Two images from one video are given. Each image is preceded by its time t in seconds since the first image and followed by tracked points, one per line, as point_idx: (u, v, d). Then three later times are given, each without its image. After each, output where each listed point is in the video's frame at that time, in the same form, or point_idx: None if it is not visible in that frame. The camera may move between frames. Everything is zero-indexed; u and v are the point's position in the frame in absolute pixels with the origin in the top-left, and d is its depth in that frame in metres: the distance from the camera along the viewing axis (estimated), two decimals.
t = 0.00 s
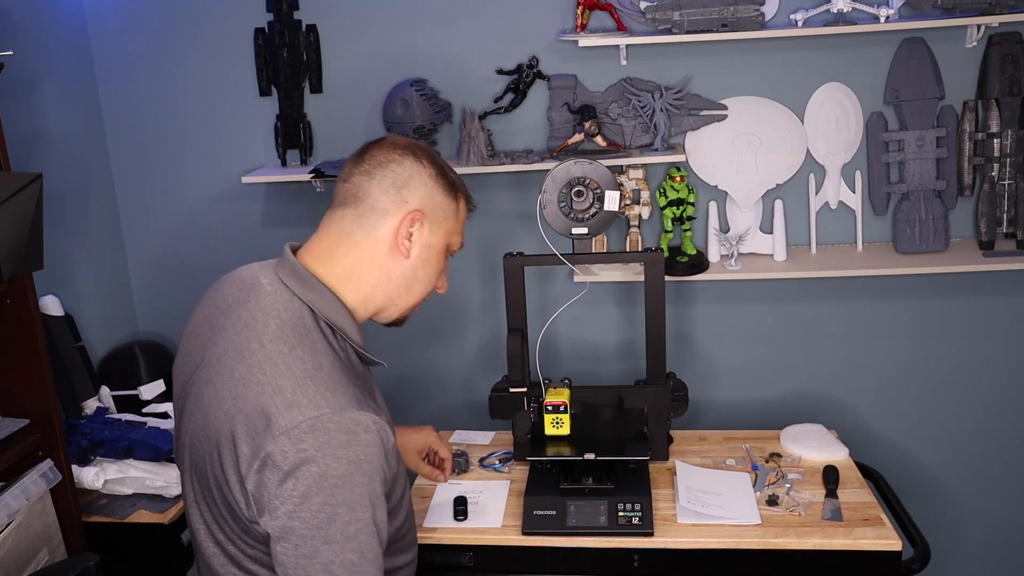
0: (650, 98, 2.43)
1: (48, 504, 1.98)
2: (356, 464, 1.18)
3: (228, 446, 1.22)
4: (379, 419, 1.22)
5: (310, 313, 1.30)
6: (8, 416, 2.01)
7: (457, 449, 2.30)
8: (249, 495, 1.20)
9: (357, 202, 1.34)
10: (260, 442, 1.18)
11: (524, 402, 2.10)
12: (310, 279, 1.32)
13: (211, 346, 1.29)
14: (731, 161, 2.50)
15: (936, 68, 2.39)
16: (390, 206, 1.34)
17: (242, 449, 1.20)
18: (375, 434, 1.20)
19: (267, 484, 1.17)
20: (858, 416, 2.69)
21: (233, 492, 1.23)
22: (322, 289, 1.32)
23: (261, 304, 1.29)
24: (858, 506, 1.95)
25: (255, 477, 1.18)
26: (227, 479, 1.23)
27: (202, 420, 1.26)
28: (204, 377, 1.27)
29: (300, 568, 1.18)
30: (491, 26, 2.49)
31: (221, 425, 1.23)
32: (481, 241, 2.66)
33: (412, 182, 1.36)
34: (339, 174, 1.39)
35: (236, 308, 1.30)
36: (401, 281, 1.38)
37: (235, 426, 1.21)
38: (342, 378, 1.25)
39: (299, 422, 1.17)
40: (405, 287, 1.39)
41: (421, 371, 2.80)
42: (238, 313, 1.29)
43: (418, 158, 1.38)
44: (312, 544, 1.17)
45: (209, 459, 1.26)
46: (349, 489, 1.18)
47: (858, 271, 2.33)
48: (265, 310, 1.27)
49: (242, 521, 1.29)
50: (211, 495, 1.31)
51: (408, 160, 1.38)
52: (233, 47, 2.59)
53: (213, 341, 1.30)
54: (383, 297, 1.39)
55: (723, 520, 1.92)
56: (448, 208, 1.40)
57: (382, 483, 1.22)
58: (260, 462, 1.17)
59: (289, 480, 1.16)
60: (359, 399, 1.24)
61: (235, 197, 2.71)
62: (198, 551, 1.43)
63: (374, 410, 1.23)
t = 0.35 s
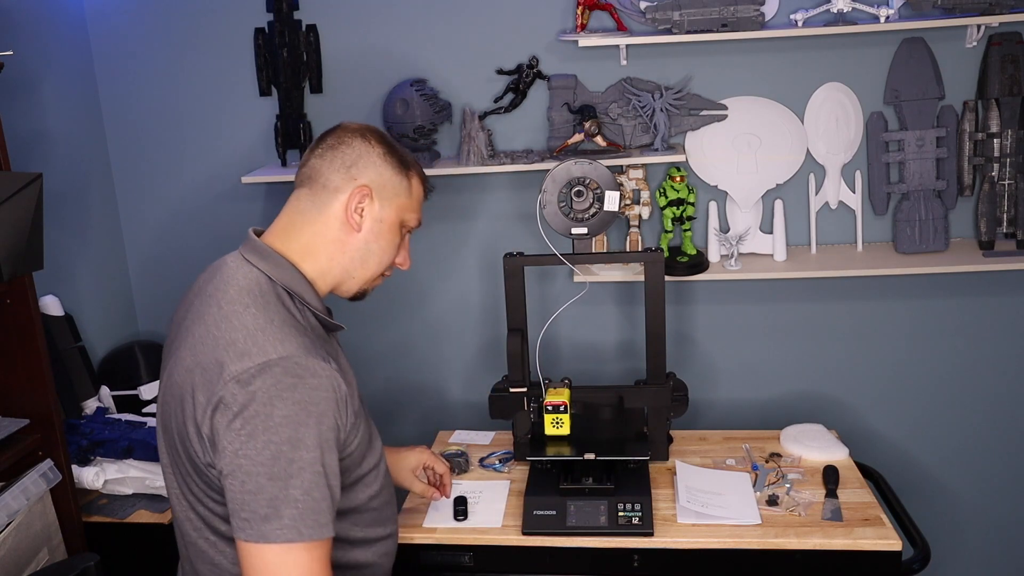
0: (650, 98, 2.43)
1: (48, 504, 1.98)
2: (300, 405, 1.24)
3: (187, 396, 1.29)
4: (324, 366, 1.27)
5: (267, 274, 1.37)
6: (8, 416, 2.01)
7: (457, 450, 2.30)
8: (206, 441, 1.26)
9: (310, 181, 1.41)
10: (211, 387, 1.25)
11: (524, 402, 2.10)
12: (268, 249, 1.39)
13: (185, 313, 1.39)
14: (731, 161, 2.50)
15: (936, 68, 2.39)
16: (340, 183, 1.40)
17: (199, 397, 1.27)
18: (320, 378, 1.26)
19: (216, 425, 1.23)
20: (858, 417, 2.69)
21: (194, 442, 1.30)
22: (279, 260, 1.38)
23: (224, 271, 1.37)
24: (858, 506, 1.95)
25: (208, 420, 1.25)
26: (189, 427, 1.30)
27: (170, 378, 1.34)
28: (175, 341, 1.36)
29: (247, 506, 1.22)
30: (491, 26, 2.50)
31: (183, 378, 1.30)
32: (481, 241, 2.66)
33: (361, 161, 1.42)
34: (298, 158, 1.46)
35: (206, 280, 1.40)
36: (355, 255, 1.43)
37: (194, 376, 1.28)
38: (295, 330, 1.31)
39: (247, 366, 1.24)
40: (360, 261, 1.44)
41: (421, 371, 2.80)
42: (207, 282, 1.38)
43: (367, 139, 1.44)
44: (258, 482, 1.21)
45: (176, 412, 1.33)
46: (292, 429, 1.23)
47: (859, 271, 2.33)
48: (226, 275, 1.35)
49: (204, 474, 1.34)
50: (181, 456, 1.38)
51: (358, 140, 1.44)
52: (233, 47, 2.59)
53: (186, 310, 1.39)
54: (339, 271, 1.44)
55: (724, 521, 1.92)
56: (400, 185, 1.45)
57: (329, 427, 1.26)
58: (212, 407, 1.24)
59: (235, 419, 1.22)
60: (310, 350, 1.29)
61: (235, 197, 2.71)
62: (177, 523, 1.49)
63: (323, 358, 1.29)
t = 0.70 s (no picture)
0: (651, 98, 2.43)
1: (48, 504, 1.98)
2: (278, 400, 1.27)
3: (170, 387, 1.32)
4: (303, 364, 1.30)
5: (253, 270, 1.39)
6: (8, 416, 2.01)
7: (457, 449, 2.30)
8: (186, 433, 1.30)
9: (303, 184, 1.44)
10: (192, 380, 1.28)
11: (523, 402, 2.10)
12: (257, 248, 1.41)
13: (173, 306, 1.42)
14: (731, 161, 2.50)
15: (936, 68, 2.39)
16: (332, 186, 1.42)
17: (179, 390, 1.30)
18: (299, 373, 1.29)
19: (196, 419, 1.26)
20: (858, 417, 2.69)
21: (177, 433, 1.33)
22: (269, 260, 1.40)
23: (210, 267, 1.40)
24: (858, 506, 1.95)
25: (188, 412, 1.28)
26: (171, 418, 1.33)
27: (156, 369, 1.37)
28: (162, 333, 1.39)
29: (228, 499, 1.26)
30: (491, 26, 2.49)
31: (167, 371, 1.33)
32: (481, 241, 2.66)
33: (354, 165, 1.44)
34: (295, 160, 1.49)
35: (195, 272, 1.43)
36: (344, 257, 1.46)
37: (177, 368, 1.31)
38: (278, 326, 1.34)
39: (227, 362, 1.27)
40: (349, 263, 1.46)
41: (421, 371, 2.80)
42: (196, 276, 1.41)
43: (361, 144, 1.46)
44: (236, 474, 1.25)
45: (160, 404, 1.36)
46: (269, 423, 1.26)
47: (859, 271, 2.33)
48: (212, 271, 1.38)
49: (186, 466, 1.38)
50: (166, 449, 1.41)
51: (352, 145, 1.46)
52: (233, 47, 2.59)
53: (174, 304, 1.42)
54: (328, 273, 1.46)
55: (724, 521, 1.92)
56: (392, 190, 1.47)
57: (307, 421, 1.30)
58: (192, 400, 1.27)
59: (213, 412, 1.25)
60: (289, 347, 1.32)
61: (235, 197, 2.71)
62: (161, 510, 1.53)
63: (303, 353, 1.32)
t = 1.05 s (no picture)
0: (650, 98, 2.43)
1: (48, 504, 1.98)
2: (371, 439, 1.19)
3: (236, 427, 1.22)
4: (389, 395, 1.23)
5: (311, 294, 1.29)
6: (8, 417, 2.01)
7: (457, 449, 2.30)
8: (264, 477, 1.20)
9: (351, 196, 1.33)
10: (273, 422, 1.19)
11: (524, 402, 2.10)
12: (309, 265, 1.30)
13: (211, 331, 1.28)
14: (731, 161, 2.50)
15: (936, 68, 2.39)
16: (384, 199, 1.32)
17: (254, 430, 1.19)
18: (388, 409, 1.21)
19: (284, 463, 1.17)
20: (858, 417, 2.69)
21: (246, 475, 1.23)
22: (321, 278, 1.30)
23: (260, 290, 1.27)
24: (858, 505, 1.95)
25: (269, 456, 1.18)
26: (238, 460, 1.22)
27: (208, 406, 1.24)
28: (207, 362, 1.26)
29: (328, 545, 1.19)
30: (491, 25, 2.49)
31: (228, 408, 1.22)
32: (481, 241, 2.66)
33: (406, 177, 1.34)
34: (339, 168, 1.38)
35: (235, 292, 1.29)
36: (393, 275, 1.35)
37: (247, 407, 1.20)
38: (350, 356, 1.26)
39: (313, 401, 1.18)
40: (398, 281, 1.36)
41: (421, 370, 2.80)
42: (238, 297, 1.28)
43: (411, 154, 1.36)
44: (335, 519, 1.18)
45: (217, 443, 1.25)
46: (368, 466, 1.18)
47: (858, 271, 2.33)
48: (267, 297, 1.26)
49: (251, 506, 1.28)
50: (219, 486, 1.30)
51: (404, 155, 1.36)
52: (233, 47, 2.59)
53: (213, 329, 1.28)
54: (376, 290, 1.36)
55: (723, 521, 1.92)
56: (443, 205, 1.38)
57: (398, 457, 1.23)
58: (277, 444, 1.18)
59: (303, 455, 1.17)
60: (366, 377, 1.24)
61: (235, 197, 2.72)
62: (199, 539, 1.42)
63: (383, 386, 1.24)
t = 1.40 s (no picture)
0: (650, 98, 2.43)
1: (48, 504, 1.98)
2: (451, 466, 1.17)
3: (302, 460, 1.15)
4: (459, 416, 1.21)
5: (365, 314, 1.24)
6: (8, 416, 2.01)
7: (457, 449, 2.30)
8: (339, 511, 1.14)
9: (402, 207, 1.30)
10: (350, 454, 1.13)
11: (524, 402, 2.10)
12: (362, 283, 1.25)
13: (261, 357, 1.20)
14: (731, 161, 2.50)
15: (936, 68, 2.39)
16: (437, 212, 1.30)
17: (328, 464, 1.13)
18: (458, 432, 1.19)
19: (369, 496, 1.13)
20: (858, 417, 2.69)
21: (313, 510, 1.16)
22: (376, 295, 1.25)
23: (315, 313, 1.21)
24: (858, 506, 1.95)
25: (349, 490, 1.13)
26: (304, 495, 1.15)
27: (267, 439, 1.17)
28: (261, 392, 1.18)
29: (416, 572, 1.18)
30: (491, 25, 2.49)
31: (293, 443, 1.15)
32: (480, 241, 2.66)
33: (461, 190, 1.31)
34: (384, 175, 1.34)
35: (283, 315, 1.22)
36: (443, 290, 1.33)
37: (317, 439, 1.14)
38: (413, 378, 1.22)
39: (393, 432, 1.13)
40: (446, 296, 1.34)
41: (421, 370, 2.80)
42: (288, 320, 1.21)
43: (465, 165, 1.34)
44: (421, 549, 1.17)
45: (276, 476, 1.17)
46: (449, 491, 1.17)
47: (858, 271, 2.33)
48: (323, 318, 1.20)
49: (310, 538, 1.22)
50: (274, 520, 1.23)
51: (456, 166, 1.33)
52: (233, 46, 2.59)
53: (262, 355, 1.20)
54: (424, 305, 1.34)
55: (723, 520, 1.92)
56: (492, 218, 1.36)
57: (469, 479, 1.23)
58: (357, 477, 1.13)
59: (384, 486, 1.13)
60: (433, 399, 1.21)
61: (235, 197, 2.72)
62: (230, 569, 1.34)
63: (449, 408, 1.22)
